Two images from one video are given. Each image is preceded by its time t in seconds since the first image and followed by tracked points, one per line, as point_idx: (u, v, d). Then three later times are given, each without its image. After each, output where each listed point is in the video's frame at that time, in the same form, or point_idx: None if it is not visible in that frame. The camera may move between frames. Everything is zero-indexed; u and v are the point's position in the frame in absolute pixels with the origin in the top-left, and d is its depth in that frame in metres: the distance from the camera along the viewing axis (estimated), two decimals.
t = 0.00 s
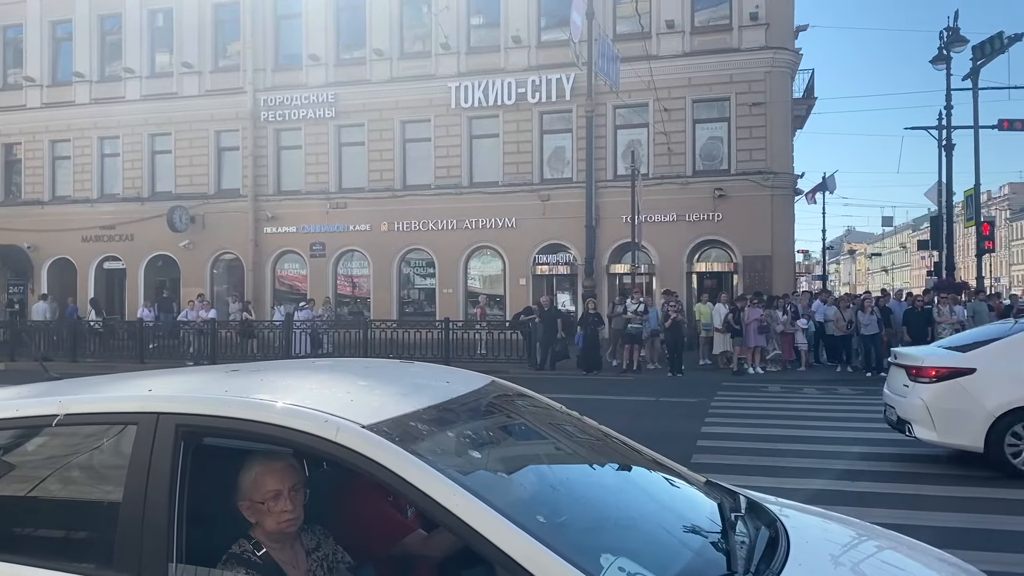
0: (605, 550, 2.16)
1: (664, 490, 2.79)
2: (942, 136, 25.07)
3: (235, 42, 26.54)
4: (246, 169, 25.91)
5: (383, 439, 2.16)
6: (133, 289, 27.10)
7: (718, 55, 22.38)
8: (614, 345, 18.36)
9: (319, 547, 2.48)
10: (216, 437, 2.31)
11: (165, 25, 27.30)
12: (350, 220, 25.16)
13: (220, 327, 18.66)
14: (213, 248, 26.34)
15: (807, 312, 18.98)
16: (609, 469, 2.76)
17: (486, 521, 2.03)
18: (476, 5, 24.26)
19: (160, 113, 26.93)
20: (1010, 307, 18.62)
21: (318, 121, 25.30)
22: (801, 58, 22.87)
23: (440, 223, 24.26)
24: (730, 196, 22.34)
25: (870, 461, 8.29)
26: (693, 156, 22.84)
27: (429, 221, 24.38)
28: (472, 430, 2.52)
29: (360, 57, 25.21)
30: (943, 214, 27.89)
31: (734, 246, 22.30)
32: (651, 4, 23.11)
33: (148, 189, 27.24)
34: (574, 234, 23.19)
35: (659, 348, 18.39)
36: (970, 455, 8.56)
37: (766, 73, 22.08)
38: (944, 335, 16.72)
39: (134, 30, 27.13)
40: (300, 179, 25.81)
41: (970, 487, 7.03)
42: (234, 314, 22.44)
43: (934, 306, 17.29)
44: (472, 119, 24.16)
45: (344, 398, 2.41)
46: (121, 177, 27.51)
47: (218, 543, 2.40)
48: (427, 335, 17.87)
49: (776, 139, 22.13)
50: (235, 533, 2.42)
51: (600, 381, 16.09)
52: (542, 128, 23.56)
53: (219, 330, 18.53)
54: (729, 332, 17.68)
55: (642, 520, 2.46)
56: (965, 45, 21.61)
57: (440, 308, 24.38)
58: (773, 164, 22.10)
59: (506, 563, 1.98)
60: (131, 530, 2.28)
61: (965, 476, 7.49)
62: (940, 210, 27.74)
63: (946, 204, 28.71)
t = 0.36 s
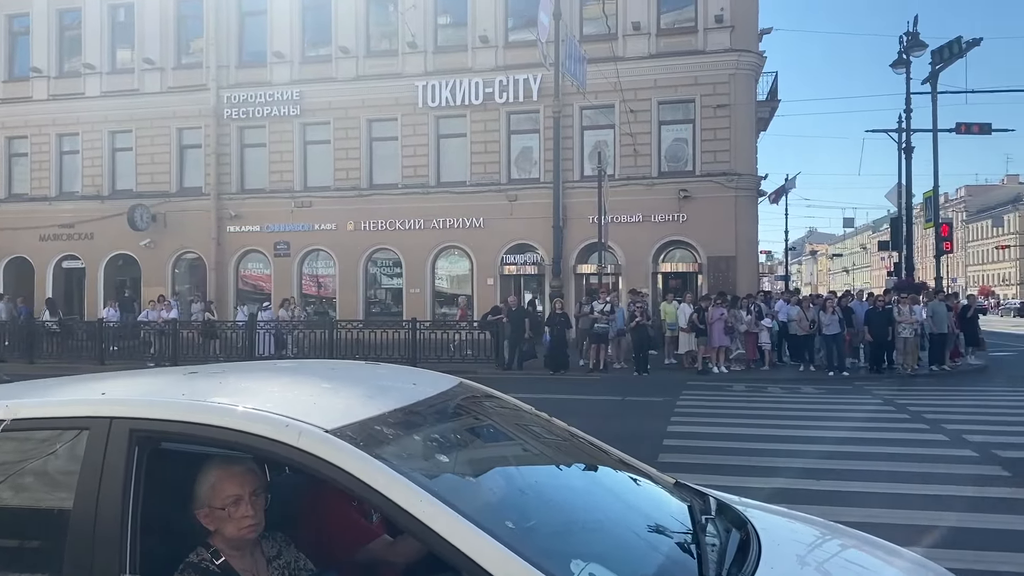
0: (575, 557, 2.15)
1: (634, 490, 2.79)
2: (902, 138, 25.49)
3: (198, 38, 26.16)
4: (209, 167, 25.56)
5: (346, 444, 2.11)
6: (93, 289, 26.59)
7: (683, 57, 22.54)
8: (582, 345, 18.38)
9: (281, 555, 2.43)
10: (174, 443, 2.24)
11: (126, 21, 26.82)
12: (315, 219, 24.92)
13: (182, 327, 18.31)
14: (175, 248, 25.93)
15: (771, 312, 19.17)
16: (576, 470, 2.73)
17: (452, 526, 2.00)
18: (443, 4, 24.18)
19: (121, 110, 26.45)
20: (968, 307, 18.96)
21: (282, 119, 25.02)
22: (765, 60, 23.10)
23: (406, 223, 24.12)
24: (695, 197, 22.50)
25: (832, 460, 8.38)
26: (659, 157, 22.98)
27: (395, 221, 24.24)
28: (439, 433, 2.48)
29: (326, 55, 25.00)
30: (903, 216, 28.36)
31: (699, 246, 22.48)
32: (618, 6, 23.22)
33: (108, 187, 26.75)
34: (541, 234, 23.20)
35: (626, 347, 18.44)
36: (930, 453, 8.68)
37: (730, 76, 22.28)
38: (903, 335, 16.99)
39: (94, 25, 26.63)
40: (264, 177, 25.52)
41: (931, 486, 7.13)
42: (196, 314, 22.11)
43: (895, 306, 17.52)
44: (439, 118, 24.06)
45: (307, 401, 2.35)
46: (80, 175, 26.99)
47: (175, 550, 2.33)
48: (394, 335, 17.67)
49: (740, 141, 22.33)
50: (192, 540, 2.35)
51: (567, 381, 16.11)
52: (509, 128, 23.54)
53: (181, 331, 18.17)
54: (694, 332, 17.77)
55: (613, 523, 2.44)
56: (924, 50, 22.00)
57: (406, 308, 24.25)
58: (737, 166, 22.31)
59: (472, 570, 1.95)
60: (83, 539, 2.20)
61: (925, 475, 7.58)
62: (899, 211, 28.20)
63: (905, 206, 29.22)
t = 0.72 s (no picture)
0: (538, 558, 2.08)
1: (596, 489, 2.74)
2: (848, 142, 26.01)
3: (143, 33, 25.53)
4: (155, 164, 24.96)
5: (301, 447, 2.01)
6: (33, 290, 25.77)
7: (635, 59, 22.68)
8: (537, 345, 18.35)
9: (231, 561, 2.32)
10: (118, 447, 2.12)
11: (68, 13, 26.06)
12: (265, 218, 24.48)
13: (127, 329, 17.87)
14: (119, 247, 25.27)
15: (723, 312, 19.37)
16: (532, 468, 2.66)
17: (411, 530, 1.91)
18: (396, 2, 23.96)
19: (62, 105, 25.66)
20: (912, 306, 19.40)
21: (231, 116, 24.54)
22: (716, 64, 23.35)
23: (358, 222, 23.86)
24: (647, 198, 22.66)
25: (784, 458, 8.46)
26: (612, 158, 23.08)
27: (347, 220, 23.96)
28: (397, 434, 2.39)
29: (276, 51, 24.59)
30: (849, 218, 28.96)
31: (652, 247, 22.66)
32: (571, 7, 23.29)
33: (49, 184, 25.96)
34: (494, 234, 23.14)
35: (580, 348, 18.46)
36: (878, 451, 8.81)
37: (682, 78, 22.48)
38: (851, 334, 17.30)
39: (34, 17, 25.82)
40: (212, 175, 25.01)
41: (880, 483, 7.22)
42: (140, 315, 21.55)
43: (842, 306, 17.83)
44: (391, 117, 23.81)
45: (259, 401, 2.24)
46: (19, 172, 26.14)
47: (119, 557, 2.20)
48: (347, 336, 17.51)
49: (692, 143, 22.56)
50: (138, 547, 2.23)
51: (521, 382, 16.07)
52: (462, 127, 23.43)
53: (125, 333, 17.72)
54: (647, 331, 17.86)
55: (576, 524, 2.38)
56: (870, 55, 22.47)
57: (358, 309, 23.99)
58: (688, 168, 22.53)
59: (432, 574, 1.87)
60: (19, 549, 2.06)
61: (874, 472, 7.69)
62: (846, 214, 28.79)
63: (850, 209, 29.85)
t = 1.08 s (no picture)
0: (492, 560, 2.05)
1: (548, 488, 2.72)
2: (789, 146, 26.56)
3: (79, 26, 24.76)
4: (90, 161, 24.24)
5: (249, 449, 1.95)
6: None
7: (582, 62, 22.81)
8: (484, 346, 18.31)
9: (174, 568, 2.22)
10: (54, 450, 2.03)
11: None
12: (206, 218, 23.96)
13: (61, 331, 17.33)
14: (52, 247, 24.47)
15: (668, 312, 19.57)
16: (481, 466, 2.63)
17: (363, 531, 1.86)
18: None
19: None
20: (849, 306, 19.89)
21: (170, 113, 23.96)
22: (661, 68, 23.63)
23: (302, 222, 23.53)
24: (594, 200, 22.81)
25: (727, 455, 8.58)
26: (559, 159, 23.17)
27: (290, 220, 23.60)
28: (346, 435, 2.33)
29: (217, 48, 24.09)
30: (790, 221, 29.60)
31: (598, 248, 22.82)
32: (518, 8, 23.32)
33: None
34: (441, 234, 23.02)
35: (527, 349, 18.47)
36: (819, 448, 8.99)
37: (628, 81, 22.69)
38: (791, 334, 17.63)
39: None
40: (150, 173, 24.37)
41: (821, 479, 7.37)
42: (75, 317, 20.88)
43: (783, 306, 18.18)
44: (336, 115, 23.49)
45: (202, 402, 2.17)
46: None
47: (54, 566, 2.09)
48: (291, 338, 17.22)
49: (637, 145, 22.79)
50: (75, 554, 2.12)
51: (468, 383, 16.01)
52: (409, 127, 23.27)
53: (59, 336, 17.18)
54: (593, 332, 17.96)
55: (530, 524, 2.36)
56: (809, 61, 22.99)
57: (302, 310, 23.64)
58: (633, 170, 22.75)
59: None
60: None
61: (814, 468, 7.84)
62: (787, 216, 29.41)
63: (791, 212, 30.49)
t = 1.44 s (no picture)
0: (439, 560, 2.00)
1: (493, 487, 2.69)
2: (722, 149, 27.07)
3: None
4: (10, 157, 23.29)
5: (186, 451, 1.86)
6: None
7: (520, 63, 22.85)
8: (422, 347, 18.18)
9: None
10: None
11: None
12: (134, 217, 23.23)
13: None
14: None
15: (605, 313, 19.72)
16: (426, 466, 2.58)
17: (306, 534, 1.80)
18: None
19: None
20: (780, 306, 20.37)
21: (96, 108, 23.14)
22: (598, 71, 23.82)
23: (234, 221, 23.01)
24: (532, 201, 22.88)
25: (666, 453, 8.66)
26: (498, 161, 23.17)
27: (222, 220, 23.07)
28: (286, 436, 2.26)
29: (145, 42, 23.37)
30: (723, 223, 30.18)
31: (536, 249, 22.90)
32: (456, 8, 23.26)
33: None
34: (378, 235, 22.79)
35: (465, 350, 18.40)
36: (754, 445, 9.15)
37: (566, 84, 22.81)
38: (725, 334, 17.96)
39: None
40: (74, 170, 23.52)
41: (758, 475, 7.50)
42: None
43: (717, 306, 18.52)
44: (270, 113, 23.03)
45: (134, 403, 2.07)
46: None
47: None
48: (223, 340, 16.85)
49: (574, 147, 22.93)
50: None
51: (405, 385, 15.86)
52: (345, 126, 22.97)
53: None
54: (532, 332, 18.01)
55: (476, 523, 2.32)
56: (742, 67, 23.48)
57: (235, 312, 23.11)
58: (571, 172, 22.88)
59: None
60: None
61: (751, 465, 7.97)
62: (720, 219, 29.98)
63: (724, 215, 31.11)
